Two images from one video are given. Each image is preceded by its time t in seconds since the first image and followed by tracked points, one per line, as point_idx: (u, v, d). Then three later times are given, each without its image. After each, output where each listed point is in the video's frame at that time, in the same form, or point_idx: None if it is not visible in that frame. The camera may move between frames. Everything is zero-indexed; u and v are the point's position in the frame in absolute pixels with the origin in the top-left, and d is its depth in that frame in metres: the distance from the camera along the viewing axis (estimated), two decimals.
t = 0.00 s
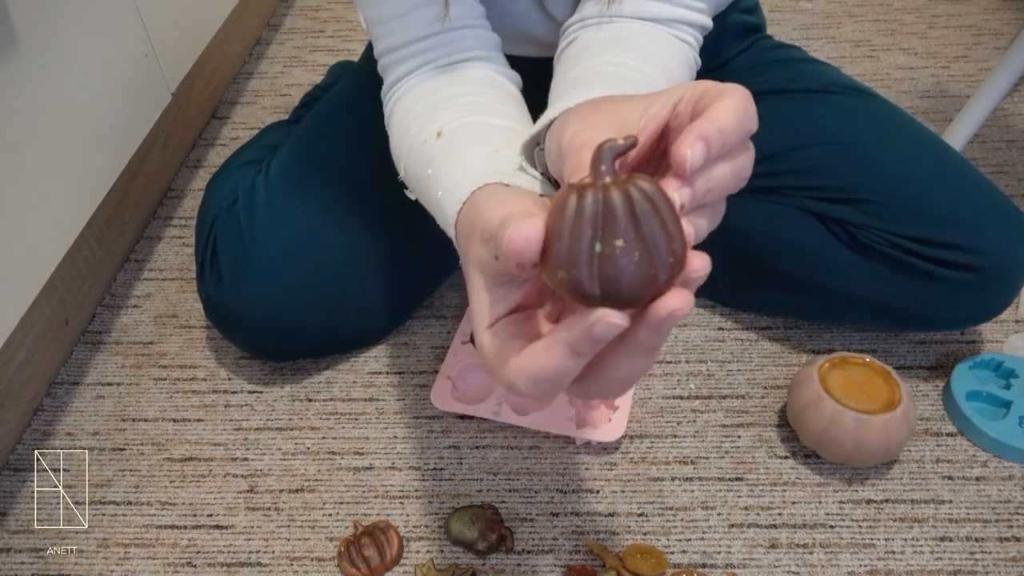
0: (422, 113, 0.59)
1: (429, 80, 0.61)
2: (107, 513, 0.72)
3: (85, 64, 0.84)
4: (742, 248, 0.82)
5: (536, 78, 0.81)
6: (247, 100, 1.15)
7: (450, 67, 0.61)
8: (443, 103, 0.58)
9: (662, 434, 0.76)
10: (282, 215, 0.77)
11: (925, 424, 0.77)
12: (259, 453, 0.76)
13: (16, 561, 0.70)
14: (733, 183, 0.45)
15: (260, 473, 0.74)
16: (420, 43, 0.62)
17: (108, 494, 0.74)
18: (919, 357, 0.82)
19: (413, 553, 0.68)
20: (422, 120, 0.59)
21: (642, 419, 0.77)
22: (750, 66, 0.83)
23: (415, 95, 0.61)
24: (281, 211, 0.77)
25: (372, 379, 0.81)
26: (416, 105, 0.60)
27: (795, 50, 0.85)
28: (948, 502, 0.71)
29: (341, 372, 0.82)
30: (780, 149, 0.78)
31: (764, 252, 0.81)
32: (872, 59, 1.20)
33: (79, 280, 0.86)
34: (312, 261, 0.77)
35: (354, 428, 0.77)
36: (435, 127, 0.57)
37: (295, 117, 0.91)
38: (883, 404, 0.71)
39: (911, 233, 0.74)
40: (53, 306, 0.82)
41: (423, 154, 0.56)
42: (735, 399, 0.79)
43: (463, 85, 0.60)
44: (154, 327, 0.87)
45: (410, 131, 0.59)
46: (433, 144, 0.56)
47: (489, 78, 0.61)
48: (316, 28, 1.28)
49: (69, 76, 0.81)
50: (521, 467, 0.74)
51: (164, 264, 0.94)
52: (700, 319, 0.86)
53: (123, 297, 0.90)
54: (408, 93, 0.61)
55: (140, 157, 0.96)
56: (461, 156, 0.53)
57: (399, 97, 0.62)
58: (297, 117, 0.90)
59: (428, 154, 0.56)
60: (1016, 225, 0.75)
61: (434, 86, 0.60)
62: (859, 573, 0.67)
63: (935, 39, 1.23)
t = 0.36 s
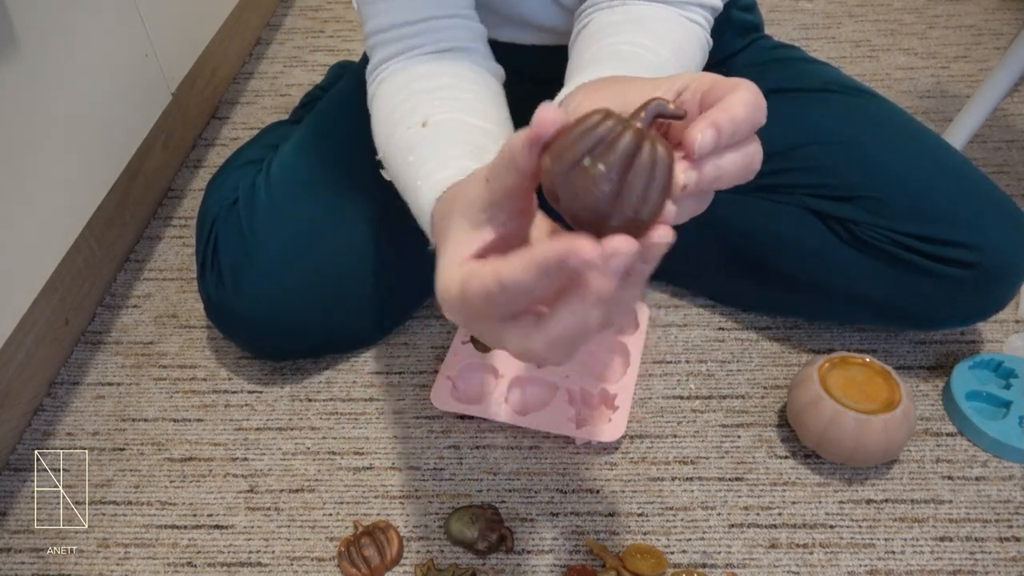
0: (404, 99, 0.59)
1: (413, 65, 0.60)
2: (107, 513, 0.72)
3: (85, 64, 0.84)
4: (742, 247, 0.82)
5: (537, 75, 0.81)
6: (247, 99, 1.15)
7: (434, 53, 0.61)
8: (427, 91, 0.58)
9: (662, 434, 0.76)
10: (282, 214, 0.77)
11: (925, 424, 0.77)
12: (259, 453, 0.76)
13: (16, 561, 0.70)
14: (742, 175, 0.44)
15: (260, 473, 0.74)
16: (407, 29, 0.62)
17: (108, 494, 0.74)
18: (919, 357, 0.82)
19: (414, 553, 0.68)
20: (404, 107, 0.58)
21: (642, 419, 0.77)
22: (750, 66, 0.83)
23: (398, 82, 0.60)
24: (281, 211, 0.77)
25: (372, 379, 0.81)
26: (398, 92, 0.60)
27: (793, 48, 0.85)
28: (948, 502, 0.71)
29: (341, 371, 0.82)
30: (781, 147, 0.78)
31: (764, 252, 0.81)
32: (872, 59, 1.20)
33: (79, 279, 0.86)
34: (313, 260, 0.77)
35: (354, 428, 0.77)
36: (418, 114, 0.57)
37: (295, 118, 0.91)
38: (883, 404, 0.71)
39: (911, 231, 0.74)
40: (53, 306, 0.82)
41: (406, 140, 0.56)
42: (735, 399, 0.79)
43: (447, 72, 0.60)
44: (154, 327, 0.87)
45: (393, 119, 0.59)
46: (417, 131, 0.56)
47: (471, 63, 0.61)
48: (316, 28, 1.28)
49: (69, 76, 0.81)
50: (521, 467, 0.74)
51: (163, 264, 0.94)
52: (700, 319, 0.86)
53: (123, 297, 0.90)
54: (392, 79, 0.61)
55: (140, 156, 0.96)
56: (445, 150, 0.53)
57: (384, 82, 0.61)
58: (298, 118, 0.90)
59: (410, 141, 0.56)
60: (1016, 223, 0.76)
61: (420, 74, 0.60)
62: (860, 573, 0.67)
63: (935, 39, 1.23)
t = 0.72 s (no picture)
0: (319, 120, 0.53)
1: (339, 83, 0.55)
2: (107, 513, 0.72)
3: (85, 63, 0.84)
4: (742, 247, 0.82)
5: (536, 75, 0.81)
6: (247, 100, 1.15)
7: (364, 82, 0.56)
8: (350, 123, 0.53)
9: (662, 434, 0.76)
10: (276, 215, 0.76)
11: (925, 424, 0.77)
12: (259, 453, 0.76)
13: (16, 561, 0.70)
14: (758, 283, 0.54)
15: (260, 473, 0.74)
16: (336, 33, 0.56)
17: (108, 494, 0.74)
18: (919, 357, 0.82)
19: (414, 553, 0.68)
20: (317, 134, 0.53)
21: (642, 420, 0.77)
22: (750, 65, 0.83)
23: (315, 96, 0.54)
24: (275, 212, 0.76)
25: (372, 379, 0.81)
26: (312, 108, 0.54)
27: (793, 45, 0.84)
28: (948, 502, 0.71)
29: (340, 371, 0.82)
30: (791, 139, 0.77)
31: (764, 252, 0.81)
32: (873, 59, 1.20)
33: (80, 279, 0.86)
34: (308, 260, 0.75)
35: (354, 428, 0.77)
36: (334, 146, 0.52)
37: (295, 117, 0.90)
38: (882, 404, 0.71)
39: (917, 227, 0.75)
40: (53, 306, 0.82)
41: (320, 165, 0.52)
42: (735, 399, 0.79)
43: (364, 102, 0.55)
44: (154, 327, 0.87)
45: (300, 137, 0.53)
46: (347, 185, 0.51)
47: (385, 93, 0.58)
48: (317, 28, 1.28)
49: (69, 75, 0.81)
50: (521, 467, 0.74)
51: (163, 264, 0.94)
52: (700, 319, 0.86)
53: (124, 297, 0.90)
54: (308, 107, 0.54)
55: (140, 157, 0.96)
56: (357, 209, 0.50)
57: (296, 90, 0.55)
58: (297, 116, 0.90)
59: (324, 173, 0.51)
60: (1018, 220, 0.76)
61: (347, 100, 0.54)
62: (860, 573, 0.67)
63: (934, 40, 1.23)
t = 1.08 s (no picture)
0: (453, 257, 0.43)
1: (476, 203, 0.43)
2: (107, 513, 0.72)
3: (85, 64, 0.84)
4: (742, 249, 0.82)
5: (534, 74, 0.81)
6: (247, 100, 1.15)
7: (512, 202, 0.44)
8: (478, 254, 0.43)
9: (662, 434, 0.76)
10: (278, 215, 0.76)
11: (925, 424, 0.77)
12: (259, 453, 0.76)
13: (16, 561, 0.70)
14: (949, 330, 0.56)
15: (260, 473, 0.74)
16: (467, 192, 0.43)
17: (108, 494, 0.74)
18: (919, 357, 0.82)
19: (414, 553, 0.68)
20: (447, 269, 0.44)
21: (642, 420, 0.77)
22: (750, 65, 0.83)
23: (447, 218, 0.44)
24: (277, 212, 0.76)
25: (372, 379, 0.81)
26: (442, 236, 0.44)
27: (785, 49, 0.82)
28: (948, 502, 0.71)
29: (341, 371, 0.82)
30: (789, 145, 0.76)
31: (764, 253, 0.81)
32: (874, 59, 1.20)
33: (79, 280, 0.86)
34: (310, 260, 0.76)
35: (354, 428, 0.77)
36: (465, 295, 0.43)
37: (296, 120, 0.91)
38: (882, 404, 0.71)
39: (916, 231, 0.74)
40: (53, 306, 0.82)
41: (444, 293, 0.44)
42: (734, 399, 0.79)
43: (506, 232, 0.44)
44: (154, 327, 0.87)
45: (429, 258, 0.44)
46: (461, 355, 0.43)
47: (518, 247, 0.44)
48: (317, 28, 1.28)
49: (69, 76, 0.81)
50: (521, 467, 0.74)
51: (164, 264, 0.94)
52: (700, 319, 0.86)
53: (124, 298, 0.90)
54: (435, 221, 0.44)
55: (140, 157, 0.96)
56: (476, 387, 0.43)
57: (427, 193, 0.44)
58: (298, 120, 0.90)
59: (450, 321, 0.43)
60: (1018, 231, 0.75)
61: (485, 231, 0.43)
62: (859, 573, 0.67)
63: (935, 39, 1.23)
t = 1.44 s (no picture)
0: (332, 94, 0.66)
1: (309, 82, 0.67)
2: (107, 513, 0.72)
3: (85, 63, 0.84)
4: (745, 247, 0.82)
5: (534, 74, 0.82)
6: (247, 100, 1.15)
7: (340, 70, 0.67)
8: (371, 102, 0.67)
9: (662, 434, 0.76)
10: (280, 210, 0.75)
11: (925, 424, 0.77)
12: (259, 453, 0.76)
13: (16, 561, 0.70)
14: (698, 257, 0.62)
15: (260, 473, 0.74)
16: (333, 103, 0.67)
17: (108, 494, 0.74)
18: (919, 357, 0.83)
19: (414, 553, 0.68)
20: (348, 96, 0.66)
21: (642, 420, 0.77)
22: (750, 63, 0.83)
23: (342, 76, 0.67)
24: (278, 207, 0.76)
25: (372, 379, 0.81)
26: (312, 74, 0.67)
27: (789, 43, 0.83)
28: (948, 502, 0.71)
29: (340, 371, 0.82)
30: (794, 140, 0.77)
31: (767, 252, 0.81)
32: (873, 59, 1.20)
33: (79, 279, 0.86)
34: (311, 255, 0.75)
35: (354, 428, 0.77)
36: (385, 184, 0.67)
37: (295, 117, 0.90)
38: (882, 404, 0.71)
39: (918, 221, 0.74)
40: (53, 306, 0.82)
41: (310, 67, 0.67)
42: (735, 399, 0.79)
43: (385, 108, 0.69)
44: (154, 327, 0.87)
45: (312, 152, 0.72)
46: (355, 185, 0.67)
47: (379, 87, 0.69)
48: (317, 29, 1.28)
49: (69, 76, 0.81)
50: (521, 467, 0.74)
51: (164, 264, 0.94)
52: (700, 319, 0.86)
53: (123, 297, 0.90)
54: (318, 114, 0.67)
55: (140, 156, 0.96)
56: (370, 167, 0.64)
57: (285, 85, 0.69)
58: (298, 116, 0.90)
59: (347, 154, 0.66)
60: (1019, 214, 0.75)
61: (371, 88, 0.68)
62: (860, 573, 0.67)
63: (935, 39, 1.23)
